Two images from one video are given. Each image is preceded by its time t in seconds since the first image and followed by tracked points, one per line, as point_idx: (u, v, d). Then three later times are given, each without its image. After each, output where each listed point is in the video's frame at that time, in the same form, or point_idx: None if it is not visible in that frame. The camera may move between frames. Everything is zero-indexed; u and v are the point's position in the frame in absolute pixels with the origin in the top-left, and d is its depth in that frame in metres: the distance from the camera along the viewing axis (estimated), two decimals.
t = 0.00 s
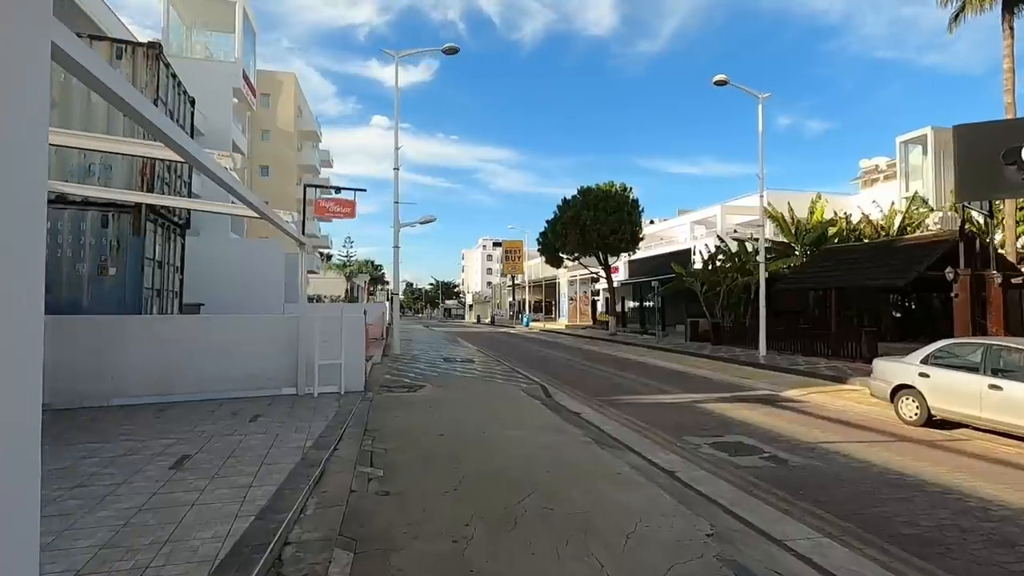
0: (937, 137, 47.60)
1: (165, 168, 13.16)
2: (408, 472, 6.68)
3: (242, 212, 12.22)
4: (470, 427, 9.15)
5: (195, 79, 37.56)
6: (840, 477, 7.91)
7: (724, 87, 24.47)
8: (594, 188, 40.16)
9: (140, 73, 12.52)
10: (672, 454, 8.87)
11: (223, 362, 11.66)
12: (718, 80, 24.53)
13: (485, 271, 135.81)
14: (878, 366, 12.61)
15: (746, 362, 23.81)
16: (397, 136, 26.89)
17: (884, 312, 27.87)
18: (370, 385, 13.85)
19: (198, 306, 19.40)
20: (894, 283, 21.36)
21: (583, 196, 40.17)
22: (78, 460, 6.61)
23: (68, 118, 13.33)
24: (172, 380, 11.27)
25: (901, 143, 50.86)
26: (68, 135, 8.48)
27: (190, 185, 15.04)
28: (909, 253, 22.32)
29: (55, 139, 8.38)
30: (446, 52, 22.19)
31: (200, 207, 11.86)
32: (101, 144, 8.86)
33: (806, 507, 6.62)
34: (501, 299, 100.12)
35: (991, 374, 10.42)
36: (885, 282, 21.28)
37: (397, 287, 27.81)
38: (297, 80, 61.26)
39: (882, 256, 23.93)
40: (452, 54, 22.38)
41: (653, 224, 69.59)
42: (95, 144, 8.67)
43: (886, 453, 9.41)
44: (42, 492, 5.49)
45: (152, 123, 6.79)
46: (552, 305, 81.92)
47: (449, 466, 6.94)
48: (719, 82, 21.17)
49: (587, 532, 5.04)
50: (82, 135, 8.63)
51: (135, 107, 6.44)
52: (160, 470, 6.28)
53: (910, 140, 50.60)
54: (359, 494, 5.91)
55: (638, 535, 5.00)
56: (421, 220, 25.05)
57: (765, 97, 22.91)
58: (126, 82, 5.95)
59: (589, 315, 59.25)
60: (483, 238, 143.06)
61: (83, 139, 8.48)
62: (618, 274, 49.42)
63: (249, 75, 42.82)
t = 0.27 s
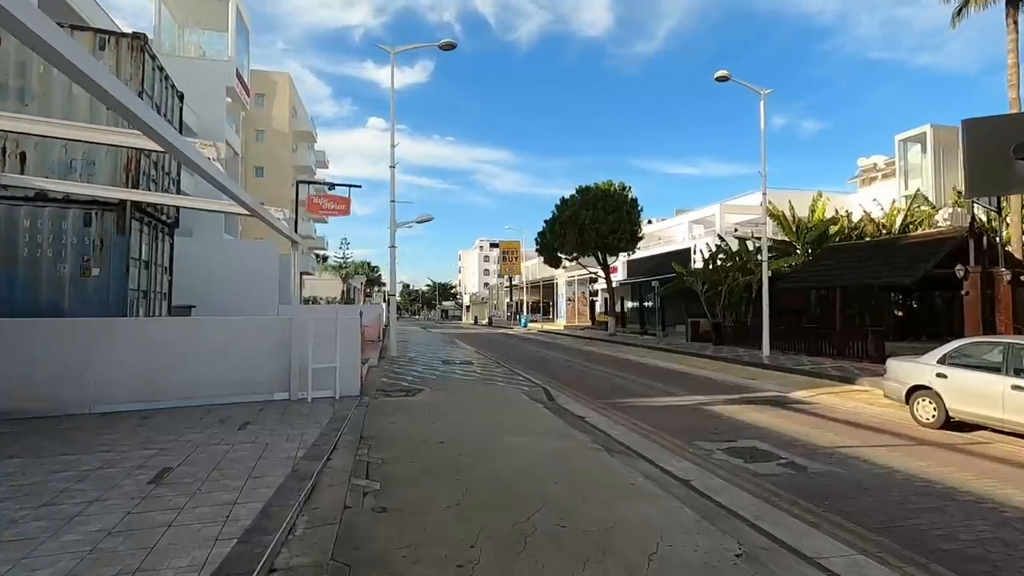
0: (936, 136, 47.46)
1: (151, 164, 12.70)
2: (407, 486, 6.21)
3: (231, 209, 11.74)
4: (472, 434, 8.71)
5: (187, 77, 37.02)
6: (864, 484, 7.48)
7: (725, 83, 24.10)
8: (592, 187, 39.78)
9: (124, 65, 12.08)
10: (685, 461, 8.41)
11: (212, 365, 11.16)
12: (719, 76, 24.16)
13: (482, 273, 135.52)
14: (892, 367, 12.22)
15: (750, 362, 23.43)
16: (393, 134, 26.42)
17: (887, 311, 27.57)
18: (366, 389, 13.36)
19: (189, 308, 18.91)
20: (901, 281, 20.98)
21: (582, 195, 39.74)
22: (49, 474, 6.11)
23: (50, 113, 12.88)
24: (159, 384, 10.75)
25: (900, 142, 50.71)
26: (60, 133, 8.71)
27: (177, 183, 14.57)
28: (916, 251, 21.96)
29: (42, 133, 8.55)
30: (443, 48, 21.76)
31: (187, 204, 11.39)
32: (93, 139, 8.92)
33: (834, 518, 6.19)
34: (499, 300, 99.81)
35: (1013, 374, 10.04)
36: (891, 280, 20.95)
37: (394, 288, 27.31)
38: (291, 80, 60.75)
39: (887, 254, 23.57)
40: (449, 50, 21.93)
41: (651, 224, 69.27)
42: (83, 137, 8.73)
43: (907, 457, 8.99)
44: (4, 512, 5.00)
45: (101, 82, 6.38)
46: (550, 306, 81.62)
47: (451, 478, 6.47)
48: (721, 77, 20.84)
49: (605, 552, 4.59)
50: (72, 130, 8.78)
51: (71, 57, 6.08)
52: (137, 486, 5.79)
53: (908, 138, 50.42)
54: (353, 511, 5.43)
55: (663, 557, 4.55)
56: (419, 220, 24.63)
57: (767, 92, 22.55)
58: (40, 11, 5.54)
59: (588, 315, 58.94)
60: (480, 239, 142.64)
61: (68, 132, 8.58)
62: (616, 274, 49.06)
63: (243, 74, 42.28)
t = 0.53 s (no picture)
0: (938, 134, 47.13)
1: (138, 159, 12.26)
2: (405, 501, 5.79)
3: (220, 206, 11.28)
4: (473, 442, 8.31)
5: (182, 74, 36.52)
6: (888, 495, 7.08)
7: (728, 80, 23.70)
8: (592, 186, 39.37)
9: (109, 57, 11.65)
10: (697, 470, 8.00)
11: (202, 368, 10.73)
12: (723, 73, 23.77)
13: (481, 272, 135.09)
14: (906, 369, 11.83)
15: (754, 363, 23.06)
16: (390, 132, 25.98)
17: (891, 310, 27.21)
18: (363, 392, 12.93)
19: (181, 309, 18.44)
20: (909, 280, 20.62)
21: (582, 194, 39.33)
22: (19, 490, 5.69)
23: (32, 106, 12.41)
24: (147, 388, 10.34)
25: (901, 140, 50.38)
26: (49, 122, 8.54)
27: (168, 179, 14.14)
28: (923, 250, 21.60)
29: (27, 122, 8.31)
30: (442, 43, 21.33)
31: (175, 201, 10.98)
32: (83, 130, 8.72)
33: (861, 535, 5.79)
34: (498, 300, 99.43)
35: None
36: (899, 280, 20.58)
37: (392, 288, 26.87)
38: (288, 78, 60.27)
39: (893, 253, 23.22)
40: (448, 45, 21.49)
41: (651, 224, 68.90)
42: (71, 127, 8.51)
43: (929, 465, 8.59)
44: None
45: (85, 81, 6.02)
46: (549, 306, 81.23)
47: (451, 493, 6.05)
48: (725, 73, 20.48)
49: None
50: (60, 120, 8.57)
51: (52, 54, 5.70)
52: (112, 503, 5.36)
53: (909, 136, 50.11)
54: (346, 531, 5.01)
55: None
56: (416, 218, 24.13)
57: (772, 89, 22.17)
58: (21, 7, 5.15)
59: (587, 315, 58.57)
60: (479, 239, 142.19)
61: (56, 120, 8.35)
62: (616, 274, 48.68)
63: (239, 71, 41.79)
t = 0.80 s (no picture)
0: (938, 130, 46.79)
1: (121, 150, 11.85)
2: (400, 512, 5.37)
3: (205, 199, 10.80)
4: (471, 446, 7.90)
5: (175, 69, 36.00)
6: (911, 503, 6.69)
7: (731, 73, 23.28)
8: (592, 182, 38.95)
9: (91, 44, 11.33)
10: (707, 475, 7.60)
11: (189, 368, 10.29)
12: (724, 66, 23.35)
13: (479, 271, 134.68)
14: (919, 368, 11.45)
15: (757, 361, 22.69)
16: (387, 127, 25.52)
17: (894, 307, 26.86)
18: (357, 393, 12.50)
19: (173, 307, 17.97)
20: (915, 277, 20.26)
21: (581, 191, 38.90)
22: None
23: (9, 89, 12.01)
24: (129, 390, 9.87)
25: (902, 137, 50.04)
26: (29, 105, 8.17)
27: (155, 171, 13.79)
28: (929, 246, 21.24)
29: (3, 103, 7.92)
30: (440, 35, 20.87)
31: (161, 194, 10.56)
32: (65, 113, 8.39)
33: (889, 548, 5.39)
34: (496, 299, 99.05)
35: None
36: (905, 276, 20.21)
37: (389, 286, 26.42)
38: (285, 75, 59.72)
39: (898, 250, 22.86)
40: (446, 37, 21.03)
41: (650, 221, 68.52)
42: (53, 111, 8.17)
43: (949, 468, 8.20)
44: None
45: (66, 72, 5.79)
46: (548, 304, 80.86)
47: (449, 504, 5.63)
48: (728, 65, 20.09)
49: None
50: (41, 103, 8.22)
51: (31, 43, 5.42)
52: (79, 517, 4.93)
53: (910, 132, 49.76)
54: (333, 548, 4.59)
55: None
56: (414, 214, 23.65)
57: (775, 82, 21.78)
58: None
59: (587, 314, 58.21)
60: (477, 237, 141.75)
61: (35, 102, 7.98)
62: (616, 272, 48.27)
63: (234, 67, 41.25)
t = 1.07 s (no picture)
0: (940, 128, 46.46)
1: (104, 144, 11.47)
2: (398, 534, 4.94)
3: (192, 196, 10.33)
4: (473, 456, 7.47)
5: (169, 66, 35.47)
6: (941, 517, 6.29)
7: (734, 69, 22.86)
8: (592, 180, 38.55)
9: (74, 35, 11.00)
10: (723, 486, 7.20)
11: (177, 372, 9.84)
12: (728, 61, 22.93)
13: (477, 270, 134.20)
14: (936, 371, 11.05)
15: (761, 362, 22.30)
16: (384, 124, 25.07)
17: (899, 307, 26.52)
18: (353, 397, 12.05)
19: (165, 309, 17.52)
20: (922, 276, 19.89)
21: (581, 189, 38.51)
22: None
23: None
24: (114, 395, 9.42)
25: (904, 135, 49.71)
26: (8, 90, 7.89)
27: (143, 165, 13.46)
28: (937, 245, 20.86)
29: None
30: (438, 29, 20.43)
31: (145, 189, 10.12)
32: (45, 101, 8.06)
33: (927, 570, 4.98)
34: (495, 298, 98.58)
35: None
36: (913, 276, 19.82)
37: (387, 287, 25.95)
38: (281, 73, 59.14)
39: (904, 248, 22.49)
40: (444, 32, 20.60)
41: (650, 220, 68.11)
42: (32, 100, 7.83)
43: (975, 477, 7.80)
44: None
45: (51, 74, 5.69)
46: (547, 304, 80.41)
47: (451, 523, 5.21)
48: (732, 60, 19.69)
49: None
50: (22, 90, 7.92)
51: (11, 44, 5.16)
52: (45, 542, 4.50)
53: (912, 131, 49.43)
54: None
55: None
56: (412, 213, 23.18)
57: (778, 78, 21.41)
58: None
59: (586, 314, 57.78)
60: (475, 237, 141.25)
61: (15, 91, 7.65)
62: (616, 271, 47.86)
63: (229, 64, 40.72)
